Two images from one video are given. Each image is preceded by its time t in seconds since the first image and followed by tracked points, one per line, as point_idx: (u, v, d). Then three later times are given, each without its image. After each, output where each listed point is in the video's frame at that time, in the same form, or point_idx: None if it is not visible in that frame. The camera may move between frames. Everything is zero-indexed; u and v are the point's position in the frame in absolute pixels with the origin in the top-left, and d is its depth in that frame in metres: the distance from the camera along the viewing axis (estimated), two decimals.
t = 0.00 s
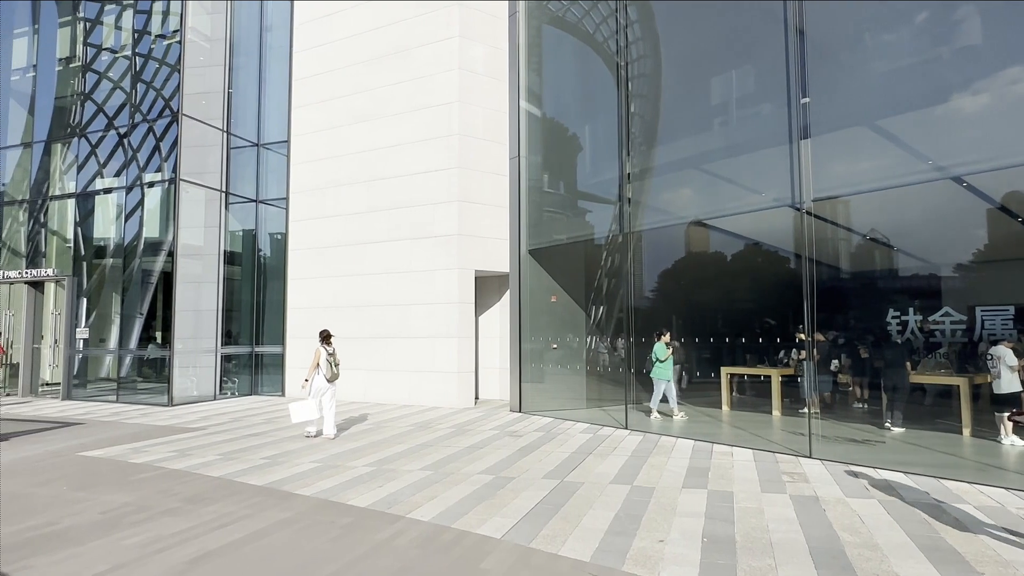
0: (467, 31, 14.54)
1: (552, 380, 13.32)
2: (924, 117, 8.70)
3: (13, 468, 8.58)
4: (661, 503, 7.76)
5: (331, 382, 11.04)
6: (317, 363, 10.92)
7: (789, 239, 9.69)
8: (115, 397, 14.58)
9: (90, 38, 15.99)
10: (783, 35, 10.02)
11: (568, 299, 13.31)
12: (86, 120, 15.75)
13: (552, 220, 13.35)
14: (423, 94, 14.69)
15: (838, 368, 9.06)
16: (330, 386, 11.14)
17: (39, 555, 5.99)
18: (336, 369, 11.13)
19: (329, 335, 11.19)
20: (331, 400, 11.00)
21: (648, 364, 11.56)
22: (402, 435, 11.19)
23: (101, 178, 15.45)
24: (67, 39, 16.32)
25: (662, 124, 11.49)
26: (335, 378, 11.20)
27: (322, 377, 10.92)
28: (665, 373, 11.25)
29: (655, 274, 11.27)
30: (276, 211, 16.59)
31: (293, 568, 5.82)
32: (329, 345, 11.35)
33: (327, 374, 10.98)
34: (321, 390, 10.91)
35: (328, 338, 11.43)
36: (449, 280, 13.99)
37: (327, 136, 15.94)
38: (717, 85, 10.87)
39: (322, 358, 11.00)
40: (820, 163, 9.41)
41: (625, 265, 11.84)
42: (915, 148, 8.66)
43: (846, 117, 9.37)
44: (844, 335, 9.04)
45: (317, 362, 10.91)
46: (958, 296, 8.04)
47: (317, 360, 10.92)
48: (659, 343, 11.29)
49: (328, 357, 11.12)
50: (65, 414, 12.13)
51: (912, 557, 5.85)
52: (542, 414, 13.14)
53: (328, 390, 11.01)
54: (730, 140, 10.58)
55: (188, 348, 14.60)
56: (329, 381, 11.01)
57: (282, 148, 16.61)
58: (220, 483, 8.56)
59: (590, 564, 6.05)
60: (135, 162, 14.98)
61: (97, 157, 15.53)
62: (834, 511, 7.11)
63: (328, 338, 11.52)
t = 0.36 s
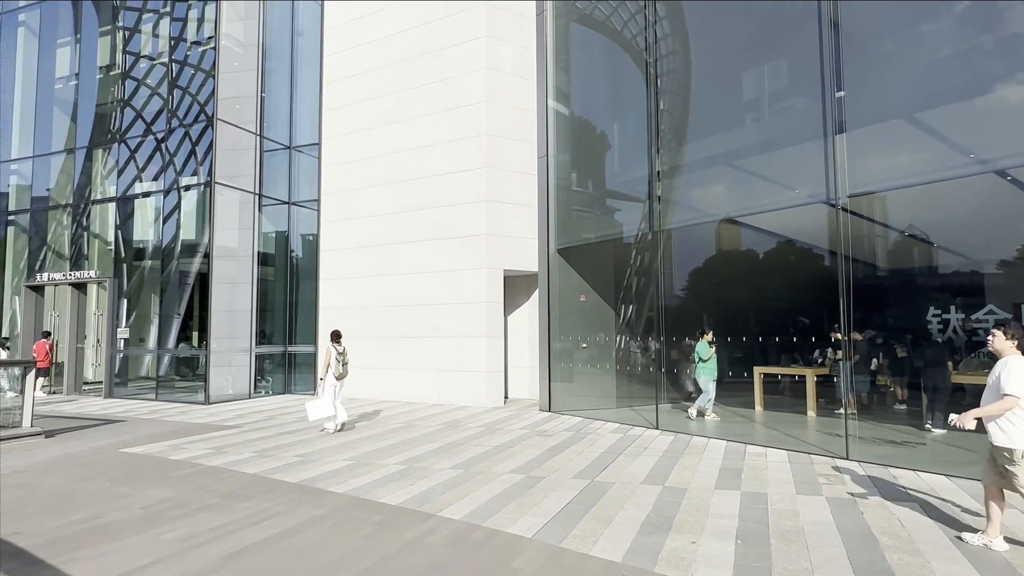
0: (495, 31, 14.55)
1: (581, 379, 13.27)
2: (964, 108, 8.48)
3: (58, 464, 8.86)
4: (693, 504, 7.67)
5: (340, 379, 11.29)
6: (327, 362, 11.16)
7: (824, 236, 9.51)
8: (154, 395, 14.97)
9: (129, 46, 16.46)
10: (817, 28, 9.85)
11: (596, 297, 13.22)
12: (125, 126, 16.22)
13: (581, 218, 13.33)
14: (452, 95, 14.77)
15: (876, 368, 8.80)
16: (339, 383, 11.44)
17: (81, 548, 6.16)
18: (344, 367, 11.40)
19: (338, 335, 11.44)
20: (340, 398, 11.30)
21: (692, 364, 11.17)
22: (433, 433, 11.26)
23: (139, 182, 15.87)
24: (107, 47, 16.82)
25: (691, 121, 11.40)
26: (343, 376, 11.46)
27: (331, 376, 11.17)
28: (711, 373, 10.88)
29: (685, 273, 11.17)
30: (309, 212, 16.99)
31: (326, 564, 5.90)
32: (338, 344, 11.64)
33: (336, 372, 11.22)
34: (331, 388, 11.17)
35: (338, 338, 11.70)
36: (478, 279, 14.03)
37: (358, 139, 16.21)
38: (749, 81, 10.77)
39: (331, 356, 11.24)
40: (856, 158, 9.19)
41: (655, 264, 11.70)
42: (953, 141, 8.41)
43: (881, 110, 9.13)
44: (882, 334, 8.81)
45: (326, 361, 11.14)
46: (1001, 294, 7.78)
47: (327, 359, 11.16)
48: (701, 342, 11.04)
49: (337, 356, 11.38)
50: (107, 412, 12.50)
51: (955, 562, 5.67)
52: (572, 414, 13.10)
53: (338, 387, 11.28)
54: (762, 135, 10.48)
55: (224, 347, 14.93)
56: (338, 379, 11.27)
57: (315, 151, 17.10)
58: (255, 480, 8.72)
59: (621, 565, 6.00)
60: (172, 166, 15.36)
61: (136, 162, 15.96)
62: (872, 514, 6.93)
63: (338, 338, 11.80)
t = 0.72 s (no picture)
0: (522, 31, 14.56)
1: (609, 379, 13.19)
2: (1006, 100, 8.23)
3: (98, 460, 9.12)
4: (723, 505, 7.58)
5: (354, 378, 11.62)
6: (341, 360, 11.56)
7: (858, 233, 9.31)
8: (188, 393, 15.29)
9: (164, 52, 16.88)
10: (851, 21, 9.68)
11: (624, 296, 13.13)
12: (160, 130, 16.63)
13: (609, 217, 13.28)
14: (478, 95, 14.83)
15: (912, 369, 8.63)
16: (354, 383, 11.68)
17: (121, 542, 6.34)
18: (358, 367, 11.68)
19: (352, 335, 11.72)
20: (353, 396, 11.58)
21: (725, 363, 10.91)
22: (461, 432, 11.30)
23: (174, 185, 16.25)
24: (143, 54, 17.27)
25: (720, 117, 11.34)
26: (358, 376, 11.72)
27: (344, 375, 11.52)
28: (747, 372, 10.62)
29: (714, 271, 11.04)
30: (338, 213, 17.29)
31: (358, 561, 5.96)
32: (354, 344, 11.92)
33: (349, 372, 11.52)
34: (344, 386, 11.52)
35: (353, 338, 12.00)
36: (507, 279, 14.02)
37: (385, 140, 16.37)
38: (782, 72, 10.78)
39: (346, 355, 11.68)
40: (891, 154, 8.94)
41: (683, 263, 11.57)
42: (995, 135, 8.18)
43: (919, 104, 8.94)
44: (919, 333, 8.60)
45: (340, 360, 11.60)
46: None
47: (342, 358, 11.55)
48: (738, 339, 10.79)
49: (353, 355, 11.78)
50: (144, 409, 12.82)
51: (998, 568, 5.50)
52: (600, 414, 13.03)
53: (351, 386, 11.57)
54: (793, 132, 10.37)
55: (256, 346, 15.20)
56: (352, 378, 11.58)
57: (343, 153, 17.39)
58: (287, 477, 8.86)
59: (651, 565, 5.95)
60: (205, 169, 15.69)
61: (171, 165, 16.34)
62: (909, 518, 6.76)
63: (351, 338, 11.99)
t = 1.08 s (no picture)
0: (550, 30, 14.54)
1: (638, 379, 13.10)
2: None
3: (139, 455, 9.39)
4: (756, 507, 7.47)
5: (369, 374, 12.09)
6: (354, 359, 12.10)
7: (897, 230, 9.04)
8: (224, 391, 15.66)
9: (200, 57, 17.28)
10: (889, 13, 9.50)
11: (654, 296, 12.99)
12: (196, 133, 17.02)
13: (639, 215, 13.18)
14: (507, 95, 14.85)
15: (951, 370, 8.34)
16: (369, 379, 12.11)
17: (162, 535, 6.52)
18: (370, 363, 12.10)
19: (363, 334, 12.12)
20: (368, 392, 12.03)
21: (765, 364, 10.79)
22: (490, 431, 11.34)
23: (210, 187, 16.63)
24: (179, 60, 17.70)
25: (752, 112, 11.27)
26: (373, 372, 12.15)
27: (358, 372, 12.04)
28: (787, 373, 10.45)
29: (746, 270, 10.88)
30: (368, 213, 17.51)
31: (389, 558, 6.03)
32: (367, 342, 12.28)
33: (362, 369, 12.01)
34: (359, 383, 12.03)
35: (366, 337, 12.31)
36: (535, 279, 14.03)
37: (415, 142, 16.52)
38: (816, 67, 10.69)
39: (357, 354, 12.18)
40: (928, 148, 8.77)
41: (714, 262, 11.45)
42: None
43: (957, 97, 8.63)
44: (959, 332, 8.31)
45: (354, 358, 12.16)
46: None
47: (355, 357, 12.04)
48: (778, 339, 10.65)
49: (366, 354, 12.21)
50: (182, 406, 13.15)
51: None
52: (630, 414, 12.96)
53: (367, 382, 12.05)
54: (827, 126, 10.24)
55: (289, 345, 15.46)
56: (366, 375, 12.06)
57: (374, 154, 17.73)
58: (320, 474, 9.00)
59: (682, 567, 5.90)
60: (240, 171, 16.03)
61: (207, 168, 16.73)
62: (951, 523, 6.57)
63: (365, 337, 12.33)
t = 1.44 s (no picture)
0: (579, 28, 14.50)
1: (668, 379, 12.99)
2: None
3: (177, 450, 9.62)
4: (790, 509, 7.35)
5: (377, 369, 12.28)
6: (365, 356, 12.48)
7: (935, 227, 8.87)
8: (258, 388, 16.00)
9: (234, 61, 17.64)
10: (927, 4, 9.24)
11: (684, 296, 12.92)
12: (230, 135, 17.38)
13: (669, 212, 13.04)
14: (534, 93, 14.85)
15: (992, 370, 8.10)
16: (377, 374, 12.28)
17: (200, 528, 6.68)
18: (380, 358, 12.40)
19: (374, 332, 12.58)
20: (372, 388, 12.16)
21: (801, 364, 10.47)
22: (519, 430, 11.35)
23: (243, 188, 16.96)
24: (214, 63, 18.09)
25: (784, 108, 11.03)
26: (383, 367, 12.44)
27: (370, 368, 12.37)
28: (823, 373, 10.09)
29: (778, 268, 10.78)
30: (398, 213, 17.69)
31: (420, 554, 6.09)
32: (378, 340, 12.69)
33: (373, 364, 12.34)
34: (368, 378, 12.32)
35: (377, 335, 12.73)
36: (564, 278, 13.99)
37: (443, 142, 16.61)
38: (851, 62, 10.31)
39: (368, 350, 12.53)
40: (971, 144, 8.48)
41: (746, 259, 11.33)
42: None
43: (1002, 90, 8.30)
44: (1001, 332, 8.05)
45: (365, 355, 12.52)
46: None
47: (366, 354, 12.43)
48: (814, 339, 10.34)
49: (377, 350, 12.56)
50: (218, 403, 13.45)
51: None
52: (659, 414, 12.86)
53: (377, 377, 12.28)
54: (864, 122, 9.95)
55: (320, 343, 15.68)
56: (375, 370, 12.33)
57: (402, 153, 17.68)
58: (351, 471, 9.12)
59: (714, 568, 5.85)
60: (272, 172, 16.33)
61: (240, 170, 17.07)
62: (995, 529, 6.37)
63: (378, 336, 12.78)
